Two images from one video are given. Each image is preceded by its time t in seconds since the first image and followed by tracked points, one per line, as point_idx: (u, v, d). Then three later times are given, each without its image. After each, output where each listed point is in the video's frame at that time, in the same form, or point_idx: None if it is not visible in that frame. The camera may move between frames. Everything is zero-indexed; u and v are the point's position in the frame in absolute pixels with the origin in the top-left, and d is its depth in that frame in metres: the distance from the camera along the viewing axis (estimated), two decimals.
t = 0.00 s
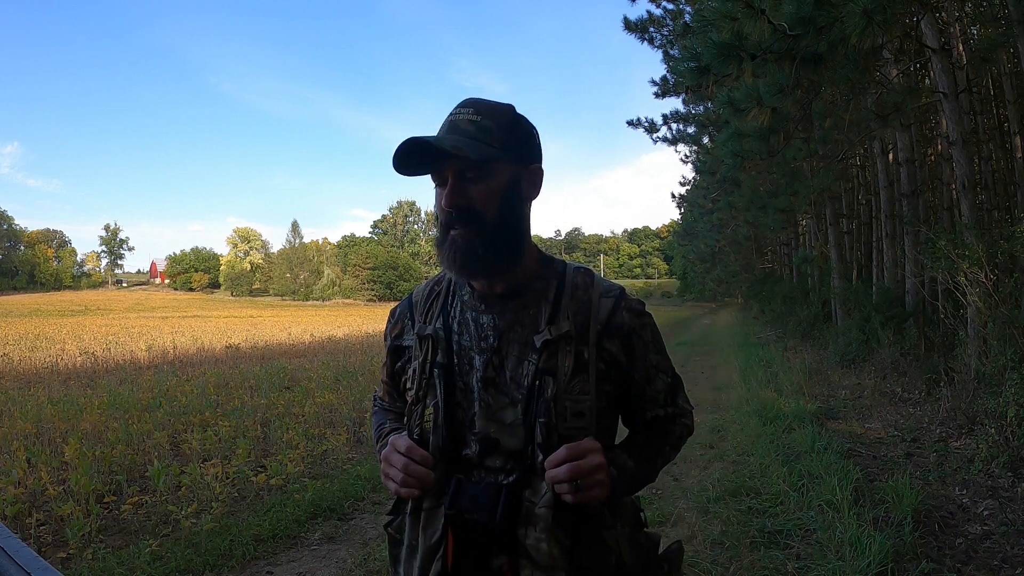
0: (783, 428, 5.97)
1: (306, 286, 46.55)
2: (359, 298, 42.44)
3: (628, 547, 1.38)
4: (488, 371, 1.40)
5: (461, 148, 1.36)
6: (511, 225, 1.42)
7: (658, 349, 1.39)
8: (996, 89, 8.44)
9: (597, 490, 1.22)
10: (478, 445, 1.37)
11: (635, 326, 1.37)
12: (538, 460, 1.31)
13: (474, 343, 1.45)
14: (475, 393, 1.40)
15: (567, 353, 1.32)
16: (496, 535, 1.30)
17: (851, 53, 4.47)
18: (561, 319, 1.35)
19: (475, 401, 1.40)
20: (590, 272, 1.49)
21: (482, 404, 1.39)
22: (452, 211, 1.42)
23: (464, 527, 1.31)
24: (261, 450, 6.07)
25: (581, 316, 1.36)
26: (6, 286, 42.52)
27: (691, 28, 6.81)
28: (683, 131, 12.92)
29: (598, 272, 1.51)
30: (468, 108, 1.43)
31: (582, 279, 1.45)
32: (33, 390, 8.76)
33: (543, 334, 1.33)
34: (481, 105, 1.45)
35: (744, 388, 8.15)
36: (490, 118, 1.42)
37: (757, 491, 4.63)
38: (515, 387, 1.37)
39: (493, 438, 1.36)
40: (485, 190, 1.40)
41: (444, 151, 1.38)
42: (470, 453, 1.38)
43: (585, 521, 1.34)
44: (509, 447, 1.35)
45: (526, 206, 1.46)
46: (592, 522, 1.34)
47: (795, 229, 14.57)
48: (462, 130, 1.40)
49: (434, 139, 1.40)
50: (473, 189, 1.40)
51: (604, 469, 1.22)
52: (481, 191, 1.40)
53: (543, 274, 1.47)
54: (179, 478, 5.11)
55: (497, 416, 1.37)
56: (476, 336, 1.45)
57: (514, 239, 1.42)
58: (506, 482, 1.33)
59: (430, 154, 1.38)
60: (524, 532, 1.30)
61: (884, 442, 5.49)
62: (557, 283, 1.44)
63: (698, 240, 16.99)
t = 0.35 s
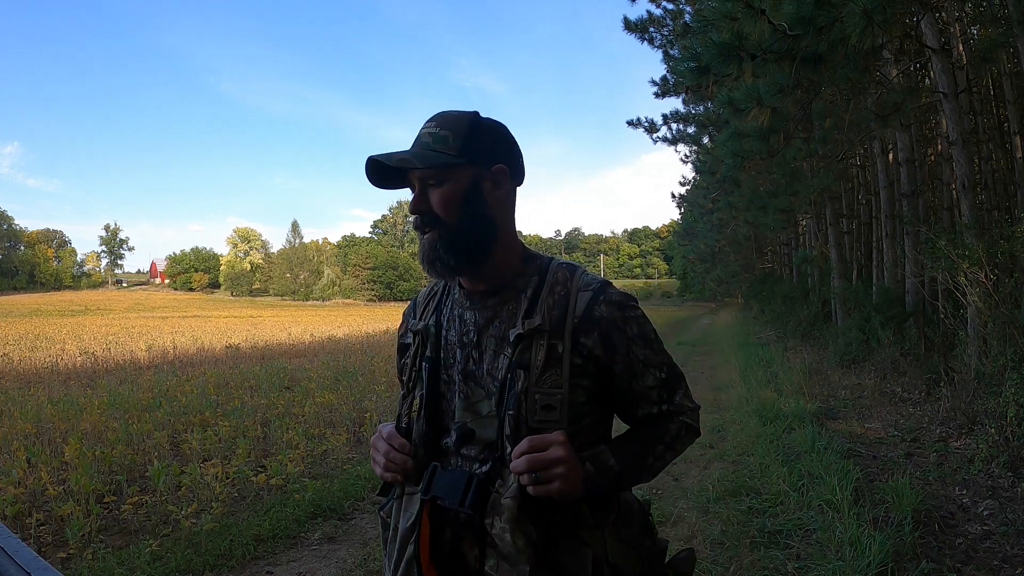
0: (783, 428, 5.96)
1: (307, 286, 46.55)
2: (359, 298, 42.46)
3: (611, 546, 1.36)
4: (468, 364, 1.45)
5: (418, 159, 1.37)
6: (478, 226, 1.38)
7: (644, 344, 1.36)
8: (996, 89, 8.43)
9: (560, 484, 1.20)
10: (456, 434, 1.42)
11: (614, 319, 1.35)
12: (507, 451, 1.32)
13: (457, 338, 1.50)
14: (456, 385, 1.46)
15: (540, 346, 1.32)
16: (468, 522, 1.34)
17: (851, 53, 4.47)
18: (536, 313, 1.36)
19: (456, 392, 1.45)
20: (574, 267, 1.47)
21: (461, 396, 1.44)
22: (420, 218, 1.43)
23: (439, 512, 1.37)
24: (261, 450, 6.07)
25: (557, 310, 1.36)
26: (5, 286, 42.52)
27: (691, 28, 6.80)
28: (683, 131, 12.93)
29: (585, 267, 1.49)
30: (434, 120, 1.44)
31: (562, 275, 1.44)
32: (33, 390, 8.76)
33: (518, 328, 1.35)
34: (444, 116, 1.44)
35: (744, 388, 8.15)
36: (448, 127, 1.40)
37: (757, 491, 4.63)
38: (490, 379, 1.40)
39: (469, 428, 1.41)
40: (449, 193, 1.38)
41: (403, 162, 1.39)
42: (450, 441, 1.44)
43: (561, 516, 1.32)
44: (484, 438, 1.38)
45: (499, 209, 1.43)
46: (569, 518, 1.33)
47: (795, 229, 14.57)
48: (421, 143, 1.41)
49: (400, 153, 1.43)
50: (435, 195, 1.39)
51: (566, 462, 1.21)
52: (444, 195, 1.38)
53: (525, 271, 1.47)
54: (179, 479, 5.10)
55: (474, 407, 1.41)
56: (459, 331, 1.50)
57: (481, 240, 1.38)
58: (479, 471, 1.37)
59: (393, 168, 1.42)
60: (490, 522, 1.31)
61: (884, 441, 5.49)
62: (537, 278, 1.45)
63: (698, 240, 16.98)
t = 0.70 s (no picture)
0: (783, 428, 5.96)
1: (307, 286, 46.63)
2: (360, 297, 42.49)
3: (612, 544, 1.36)
4: (466, 364, 1.45)
5: (408, 160, 1.38)
6: (467, 226, 1.38)
7: (640, 341, 1.37)
8: (996, 89, 8.44)
9: (566, 482, 1.21)
10: (456, 434, 1.41)
11: (612, 317, 1.35)
12: (510, 449, 1.32)
13: (454, 338, 1.49)
14: (453, 385, 1.45)
15: (540, 345, 1.32)
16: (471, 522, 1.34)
17: (852, 53, 4.47)
18: (535, 312, 1.36)
19: (454, 393, 1.45)
20: (570, 265, 1.48)
21: (460, 396, 1.43)
22: (411, 217, 1.43)
23: (441, 514, 1.36)
24: (261, 450, 6.07)
25: (556, 309, 1.36)
26: (5, 286, 42.54)
27: (691, 27, 6.81)
28: (683, 132, 12.92)
29: (580, 266, 1.50)
30: (427, 120, 1.44)
31: (559, 274, 1.44)
32: (33, 390, 8.76)
33: (517, 327, 1.34)
34: (437, 115, 1.45)
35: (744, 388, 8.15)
36: (440, 127, 1.41)
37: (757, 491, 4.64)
38: (490, 378, 1.40)
39: (469, 428, 1.40)
40: (439, 194, 1.38)
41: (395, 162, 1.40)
42: (449, 442, 1.44)
43: (563, 513, 1.33)
44: (484, 437, 1.38)
45: (490, 211, 1.42)
46: (570, 516, 1.33)
47: (795, 229, 14.57)
48: (413, 143, 1.41)
49: (392, 153, 1.44)
50: (426, 195, 1.40)
51: (571, 459, 1.21)
52: (434, 195, 1.39)
53: (521, 271, 1.47)
54: (179, 478, 5.10)
55: (474, 407, 1.41)
56: (455, 331, 1.50)
57: (470, 241, 1.39)
58: (480, 472, 1.36)
59: (384, 168, 1.43)
60: (494, 522, 1.30)
61: (884, 441, 5.50)
62: (534, 278, 1.44)
63: (698, 240, 16.99)
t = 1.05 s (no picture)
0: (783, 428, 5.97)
1: (307, 286, 46.66)
2: (359, 297, 42.51)
3: (612, 544, 1.37)
4: (465, 366, 1.44)
5: (402, 159, 1.38)
6: (459, 226, 1.38)
7: (639, 342, 1.38)
8: (996, 89, 8.44)
9: (572, 484, 1.21)
10: (455, 438, 1.40)
11: (612, 319, 1.36)
12: (511, 452, 1.32)
13: (452, 339, 1.49)
14: (452, 388, 1.45)
15: (541, 347, 1.32)
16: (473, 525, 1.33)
17: (852, 53, 4.47)
18: (536, 314, 1.36)
19: (453, 396, 1.44)
20: (568, 266, 1.48)
21: (459, 399, 1.42)
22: (404, 214, 1.43)
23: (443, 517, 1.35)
24: (261, 450, 6.07)
25: (556, 311, 1.36)
26: (5, 286, 42.55)
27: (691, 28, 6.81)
28: (683, 132, 12.92)
29: (577, 266, 1.50)
30: (424, 119, 1.44)
31: (559, 274, 1.44)
32: (33, 390, 8.76)
33: (518, 329, 1.34)
34: (435, 113, 1.44)
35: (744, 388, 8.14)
36: (436, 125, 1.40)
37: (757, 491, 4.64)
38: (490, 381, 1.40)
39: (468, 431, 1.40)
40: (432, 193, 1.38)
41: (390, 160, 1.41)
42: (447, 445, 1.43)
43: (564, 515, 1.33)
44: (485, 440, 1.38)
45: (483, 213, 1.41)
46: (570, 518, 1.33)
47: (795, 229, 14.57)
48: (408, 141, 1.41)
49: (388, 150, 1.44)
50: (418, 194, 1.40)
51: (576, 462, 1.21)
52: (426, 194, 1.39)
53: (521, 272, 1.48)
54: (179, 478, 5.10)
55: (473, 409, 1.40)
56: (453, 332, 1.49)
57: (461, 241, 1.38)
58: (480, 475, 1.36)
59: (378, 165, 1.44)
60: (497, 526, 1.30)
61: (884, 442, 5.49)
62: (534, 279, 1.45)
63: (698, 240, 16.99)
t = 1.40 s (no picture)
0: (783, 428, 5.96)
1: (307, 286, 46.69)
2: (359, 298, 42.52)
3: (610, 549, 1.36)
4: (461, 369, 1.45)
5: (395, 160, 1.39)
6: (449, 227, 1.38)
7: (640, 346, 1.37)
8: (996, 89, 8.44)
9: (567, 491, 1.21)
10: (451, 441, 1.41)
11: (612, 322, 1.35)
12: (506, 457, 1.32)
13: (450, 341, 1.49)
14: (450, 391, 1.46)
15: (538, 350, 1.32)
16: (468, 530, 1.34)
17: (852, 53, 4.47)
18: (533, 317, 1.36)
19: (450, 398, 1.45)
20: (569, 266, 1.48)
21: (456, 402, 1.43)
22: (398, 216, 1.44)
23: (439, 521, 1.36)
24: (261, 450, 6.07)
25: (554, 313, 1.36)
26: (5, 286, 42.56)
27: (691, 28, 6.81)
28: (683, 132, 12.92)
29: (578, 267, 1.50)
30: (417, 119, 1.44)
31: (558, 276, 1.44)
32: (33, 390, 8.77)
33: (514, 331, 1.34)
34: (428, 112, 1.44)
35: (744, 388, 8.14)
36: (427, 125, 1.40)
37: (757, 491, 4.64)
38: (487, 385, 1.40)
39: (465, 434, 1.40)
40: (423, 195, 1.39)
41: (381, 162, 1.42)
42: (444, 449, 1.44)
43: (561, 520, 1.32)
44: (481, 444, 1.38)
45: (475, 212, 1.40)
46: (568, 523, 1.33)
47: (795, 229, 14.57)
48: (401, 142, 1.42)
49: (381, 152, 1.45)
50: (411, 195, 1.40)
51: (570, 469, 1.21)
52: (418, 196, 1.39)
53: (519, 273, 1.48)
54: (179, 479, 5.10)
55: (470, 413, 1.41)
56: (452, 334, 1.50)
57: (453, 241, 1.38)
58: (477, 480, 1.37)
59: (371, 167, 1.45)
60: (491, 531, 1.30)
61: (884, 441, 5.49)
62: (533, 280, 1.45)
63: (698, 239, 16.99)
